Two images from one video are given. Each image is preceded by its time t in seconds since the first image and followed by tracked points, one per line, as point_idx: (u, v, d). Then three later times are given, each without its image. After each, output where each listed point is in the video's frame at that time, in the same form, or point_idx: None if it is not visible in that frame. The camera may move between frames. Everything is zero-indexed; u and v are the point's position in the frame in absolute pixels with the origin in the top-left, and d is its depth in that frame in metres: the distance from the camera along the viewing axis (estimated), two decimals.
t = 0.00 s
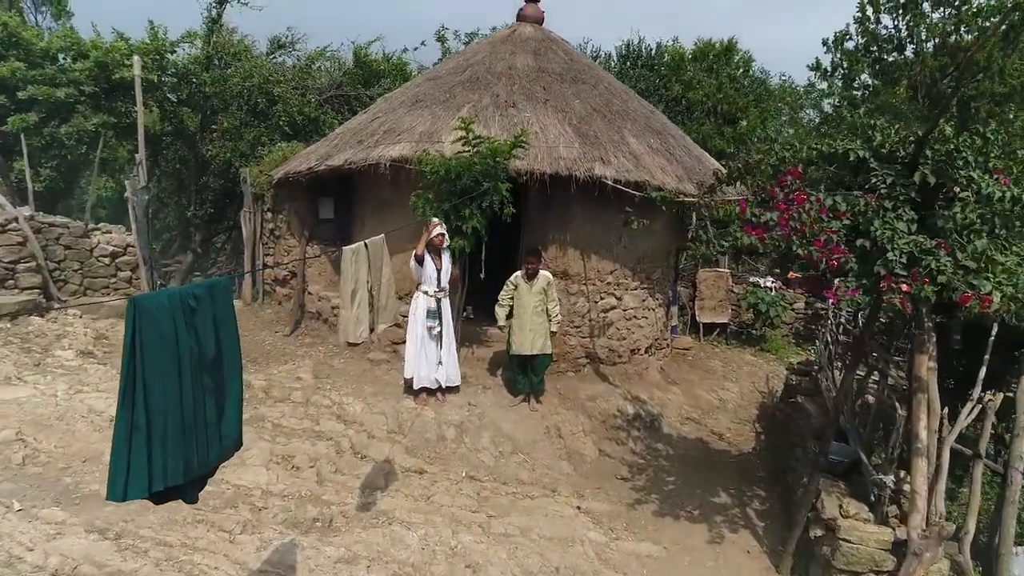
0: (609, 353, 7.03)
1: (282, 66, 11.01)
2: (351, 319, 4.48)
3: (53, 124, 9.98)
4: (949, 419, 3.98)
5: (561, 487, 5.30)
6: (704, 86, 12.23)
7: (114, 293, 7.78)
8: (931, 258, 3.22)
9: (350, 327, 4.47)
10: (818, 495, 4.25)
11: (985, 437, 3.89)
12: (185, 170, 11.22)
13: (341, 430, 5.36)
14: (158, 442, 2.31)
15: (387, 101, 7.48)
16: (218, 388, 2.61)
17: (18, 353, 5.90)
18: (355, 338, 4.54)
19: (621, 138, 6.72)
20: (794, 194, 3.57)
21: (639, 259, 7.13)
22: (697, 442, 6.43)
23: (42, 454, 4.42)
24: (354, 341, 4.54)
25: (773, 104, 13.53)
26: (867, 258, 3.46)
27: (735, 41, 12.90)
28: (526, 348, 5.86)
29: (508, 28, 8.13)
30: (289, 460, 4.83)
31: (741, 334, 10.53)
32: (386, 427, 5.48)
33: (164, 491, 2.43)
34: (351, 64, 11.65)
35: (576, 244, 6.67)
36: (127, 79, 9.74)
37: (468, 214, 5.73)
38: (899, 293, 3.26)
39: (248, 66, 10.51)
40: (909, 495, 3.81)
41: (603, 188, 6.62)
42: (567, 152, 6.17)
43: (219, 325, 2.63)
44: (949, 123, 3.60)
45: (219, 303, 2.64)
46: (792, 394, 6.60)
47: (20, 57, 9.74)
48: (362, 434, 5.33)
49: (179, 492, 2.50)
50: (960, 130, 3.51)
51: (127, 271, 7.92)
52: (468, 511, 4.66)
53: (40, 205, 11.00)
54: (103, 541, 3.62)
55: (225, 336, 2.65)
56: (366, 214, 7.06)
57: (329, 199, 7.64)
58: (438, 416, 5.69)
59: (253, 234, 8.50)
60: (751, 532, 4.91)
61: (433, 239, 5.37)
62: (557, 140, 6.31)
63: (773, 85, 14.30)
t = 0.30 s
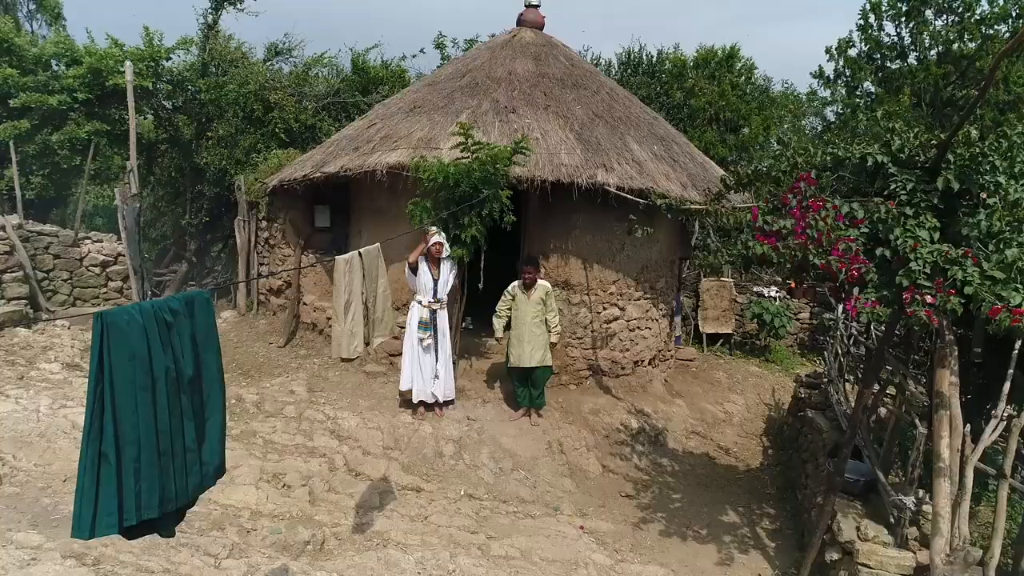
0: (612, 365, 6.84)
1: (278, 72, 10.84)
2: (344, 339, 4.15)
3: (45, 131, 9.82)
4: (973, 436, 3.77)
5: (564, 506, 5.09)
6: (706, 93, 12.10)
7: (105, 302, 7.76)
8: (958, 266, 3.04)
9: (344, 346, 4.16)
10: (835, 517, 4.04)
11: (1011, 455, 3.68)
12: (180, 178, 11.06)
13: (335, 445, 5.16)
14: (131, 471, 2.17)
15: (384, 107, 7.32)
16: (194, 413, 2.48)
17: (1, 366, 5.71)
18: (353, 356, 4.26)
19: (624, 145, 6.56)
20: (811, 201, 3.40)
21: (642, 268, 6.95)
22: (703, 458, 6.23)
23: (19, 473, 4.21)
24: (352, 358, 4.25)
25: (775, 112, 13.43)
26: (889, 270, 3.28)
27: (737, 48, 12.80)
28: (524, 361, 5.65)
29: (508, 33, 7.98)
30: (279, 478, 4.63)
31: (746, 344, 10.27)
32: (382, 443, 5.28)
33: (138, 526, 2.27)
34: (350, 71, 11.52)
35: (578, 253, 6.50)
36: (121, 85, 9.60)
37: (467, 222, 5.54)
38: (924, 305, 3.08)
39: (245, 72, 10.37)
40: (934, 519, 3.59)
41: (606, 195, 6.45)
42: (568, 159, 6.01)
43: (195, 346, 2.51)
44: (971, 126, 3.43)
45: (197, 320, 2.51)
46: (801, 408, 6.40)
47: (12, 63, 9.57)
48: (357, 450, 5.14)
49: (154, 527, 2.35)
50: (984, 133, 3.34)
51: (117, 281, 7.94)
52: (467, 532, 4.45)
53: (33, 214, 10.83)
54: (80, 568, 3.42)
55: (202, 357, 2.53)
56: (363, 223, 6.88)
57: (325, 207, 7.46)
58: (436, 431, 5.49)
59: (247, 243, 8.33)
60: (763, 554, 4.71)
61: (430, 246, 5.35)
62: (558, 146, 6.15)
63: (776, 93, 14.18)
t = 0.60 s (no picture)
0: (614, 371, 6.65)
1: (274, 72, 10.65)
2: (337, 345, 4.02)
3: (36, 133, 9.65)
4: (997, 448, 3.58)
5: (566, 518, 4.90)
6: (709, 94, 11.96)
7: (95, 306, 7.66)
8: (988, 270, 2.85)
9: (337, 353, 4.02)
10: (851, 532, 3.85)
11: None
12: (175, 180, 10.89)
13: (328, 455, 4.98)
14: (92, 497, 2.14)
15: (381, 107, 7.14)
16: (169, 432, 2.44)
17: None
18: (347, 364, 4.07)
19: (627, 145, 6.39)
20: (828, 202, 3.23)
21: (646, 272, 6.77)
22: (709, 467, 6.04)
23: None
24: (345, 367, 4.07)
25: (779, 113, 13.28)
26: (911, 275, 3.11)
27: (740, 48, 12.66)
28: (524, 367, 5.47)
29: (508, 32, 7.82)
30: (270, 490, 4.45)
31: (749, 348, 10.16)
32: (377, 453, 5.09)
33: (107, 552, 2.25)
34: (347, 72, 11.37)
35: (580, 256, 6.32)
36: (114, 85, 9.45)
37: (466, 224, 5.36)
38: (951, 312, 2.87)
39: (241, 72, 10.21)
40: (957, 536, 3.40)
41: (608, 197, 6.28)
42: (570, 159, 5.84)
43: (172, 360, 2.47)
44: (998, 121, 3.25)
45: (172, 333, 2.47)
46: (809, 416, 6.22)
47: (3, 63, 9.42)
48: (352, 460, 4.95)
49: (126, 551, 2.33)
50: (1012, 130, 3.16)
51: (107, 284, 7.85)
52: (465, 546, 4.27)
53: (24, 216, 10.64)
54: None
55: (177, 371, 2.48)
56: (359, 225, 6.71)
57: (320, 209, 7.28)
58: (433, 440, 5.31)
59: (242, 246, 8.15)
60: (774, 569, 4.52)
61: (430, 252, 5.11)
62: (559, 146, 5.97)
63: (778, 94, 14.02)
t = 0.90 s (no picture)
0: (616, 374, 6.47)
1: (269, 69, 10.45)
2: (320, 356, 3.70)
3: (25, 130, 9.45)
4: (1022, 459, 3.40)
5: (567, 528, 4.72)
6: (711, 91, 11.79)
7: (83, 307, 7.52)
8: None
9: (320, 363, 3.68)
10: (865, 546, 3.68)
11: None
12: (168, 179, 10.70)
13: (321, 462, 4.80)
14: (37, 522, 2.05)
15: (377, 103, 6.95)
16: (130, 451, 2.34)
17: None
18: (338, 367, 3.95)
19: (630, 142, 6.21)
20: (847, 198, 3.05)
21: (649, 272, 6.59)
22: (714, 473, 5.86)
23: None
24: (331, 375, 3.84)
25: (781, 111, 13.10)
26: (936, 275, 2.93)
27: (742, 45, 12.48)
28: (524, 371, 5.28)
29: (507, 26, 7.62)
30: (259, 500, 4.26)
31: (752, 350, 9.98)
32: (372, 460, 4.91)
33: None
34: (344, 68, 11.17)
35: (581, 256, 6.14)
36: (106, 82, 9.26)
37: (464, 223, 5.18)
38: (982, 318, 2.66)
39: (235, 69, 10.02)
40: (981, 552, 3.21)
41: (611, 195, 6.10)
42: (571, 156, 5.66)
43: (137, 375, 2.38)
44: None
45: (139, 345, 2.38)
46: (817, 421, 6.03)
47: None
48: (345, 468, 4.77)
49: None
50: None
51: (96, 284, 7.71)
52: (462, 559, 4.09)
53: (15, 216, 10.45)
54: None
55: (142, 386, 2.39)
56: (354, 224, 6.51)
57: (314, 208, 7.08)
58: (430, 446, 5.13)
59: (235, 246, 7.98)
60: None
61: (429, 252, 4.99)
62: (560, 143, 5.79)
63: (781, 92, 13.83)
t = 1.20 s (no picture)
0: (616, 378, 6.29)
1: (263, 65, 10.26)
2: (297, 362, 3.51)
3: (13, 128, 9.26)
4: None
5: (566, 539, 4.54)
6: (712, 89, 11.62)
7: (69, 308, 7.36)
8: None
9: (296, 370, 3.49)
10: (879, 562, 3.49)
11: None
12: (160, 178, 10.52)
13: (310, 470, 4.61)
14: None
15: (370, 99, 6.76)
16: (77, 473, 2.16)
17: None
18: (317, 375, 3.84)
19: (630, 138, 6.02)
20: (863, 196, 2.87)
21: (650, 272, 6.41)
22: (718, 480, 5.68)
23: None
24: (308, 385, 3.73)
25: (783, 109, 12.94)
26: (959, 277, 2.74)
27: (744, 42, 12.31)
28: (525, 376, 5.09)
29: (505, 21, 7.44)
30: (243, 511, 4.07)
31: (755, 352, 9.80)
32: (363, 468, 4.73)
33: None
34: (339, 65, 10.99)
35: (580, 256, 5.96)
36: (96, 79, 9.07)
37: (459, 221, 5.00)
38: (1011, 322, 2.48)
39: (227, 65, 9.83)
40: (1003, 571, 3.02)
41: (611, 192, 5.91)
42: (571, 153, 5.47)
43: (82, 390, 2.20)
44: None
45: (83, 357, 2.21)
46: (824, 426, 5.85)
47: None
48: (335, 477, 4.58)
49: None
50: None
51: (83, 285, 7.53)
52: (455, 573, 3.90)
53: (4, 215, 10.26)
54: None
55: (88, 402, 2.22)
56: (348, 224, 6.33)
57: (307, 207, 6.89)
58: (424, 454, 4.94)
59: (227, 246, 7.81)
60: None
61: (421, 250, 4.78)
62: (559, 139, 5.60)
63: (782, 90, 13.65)
